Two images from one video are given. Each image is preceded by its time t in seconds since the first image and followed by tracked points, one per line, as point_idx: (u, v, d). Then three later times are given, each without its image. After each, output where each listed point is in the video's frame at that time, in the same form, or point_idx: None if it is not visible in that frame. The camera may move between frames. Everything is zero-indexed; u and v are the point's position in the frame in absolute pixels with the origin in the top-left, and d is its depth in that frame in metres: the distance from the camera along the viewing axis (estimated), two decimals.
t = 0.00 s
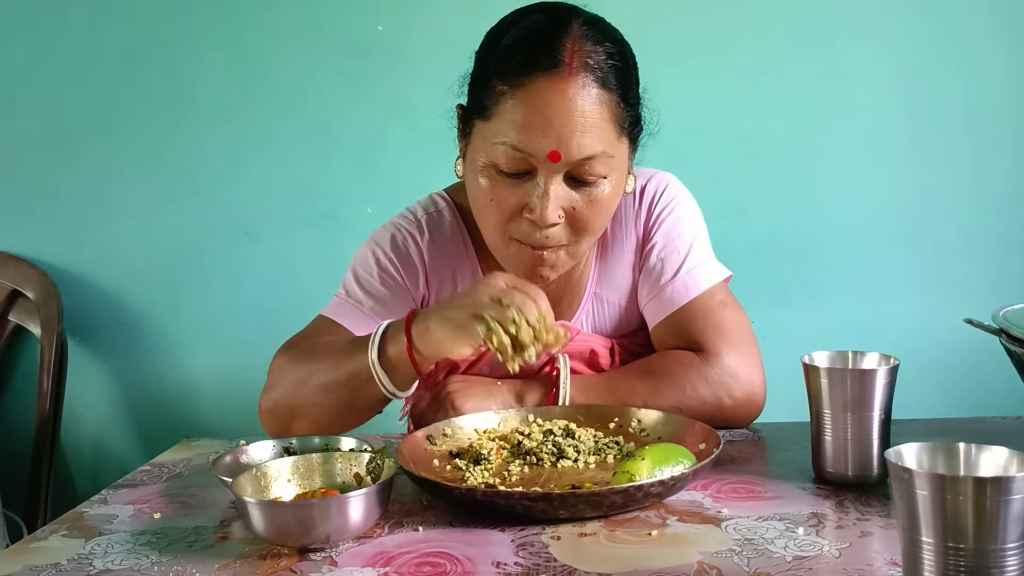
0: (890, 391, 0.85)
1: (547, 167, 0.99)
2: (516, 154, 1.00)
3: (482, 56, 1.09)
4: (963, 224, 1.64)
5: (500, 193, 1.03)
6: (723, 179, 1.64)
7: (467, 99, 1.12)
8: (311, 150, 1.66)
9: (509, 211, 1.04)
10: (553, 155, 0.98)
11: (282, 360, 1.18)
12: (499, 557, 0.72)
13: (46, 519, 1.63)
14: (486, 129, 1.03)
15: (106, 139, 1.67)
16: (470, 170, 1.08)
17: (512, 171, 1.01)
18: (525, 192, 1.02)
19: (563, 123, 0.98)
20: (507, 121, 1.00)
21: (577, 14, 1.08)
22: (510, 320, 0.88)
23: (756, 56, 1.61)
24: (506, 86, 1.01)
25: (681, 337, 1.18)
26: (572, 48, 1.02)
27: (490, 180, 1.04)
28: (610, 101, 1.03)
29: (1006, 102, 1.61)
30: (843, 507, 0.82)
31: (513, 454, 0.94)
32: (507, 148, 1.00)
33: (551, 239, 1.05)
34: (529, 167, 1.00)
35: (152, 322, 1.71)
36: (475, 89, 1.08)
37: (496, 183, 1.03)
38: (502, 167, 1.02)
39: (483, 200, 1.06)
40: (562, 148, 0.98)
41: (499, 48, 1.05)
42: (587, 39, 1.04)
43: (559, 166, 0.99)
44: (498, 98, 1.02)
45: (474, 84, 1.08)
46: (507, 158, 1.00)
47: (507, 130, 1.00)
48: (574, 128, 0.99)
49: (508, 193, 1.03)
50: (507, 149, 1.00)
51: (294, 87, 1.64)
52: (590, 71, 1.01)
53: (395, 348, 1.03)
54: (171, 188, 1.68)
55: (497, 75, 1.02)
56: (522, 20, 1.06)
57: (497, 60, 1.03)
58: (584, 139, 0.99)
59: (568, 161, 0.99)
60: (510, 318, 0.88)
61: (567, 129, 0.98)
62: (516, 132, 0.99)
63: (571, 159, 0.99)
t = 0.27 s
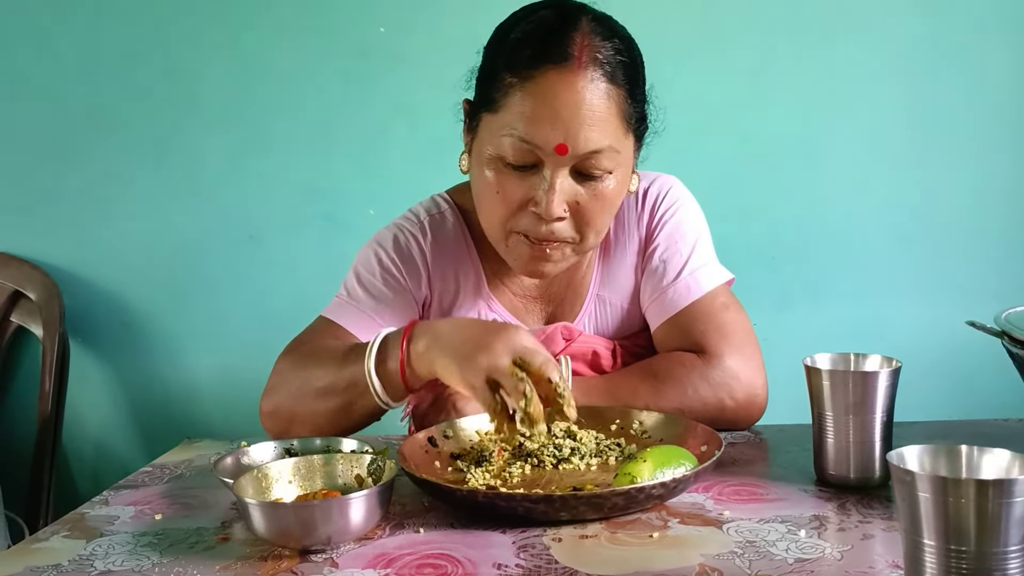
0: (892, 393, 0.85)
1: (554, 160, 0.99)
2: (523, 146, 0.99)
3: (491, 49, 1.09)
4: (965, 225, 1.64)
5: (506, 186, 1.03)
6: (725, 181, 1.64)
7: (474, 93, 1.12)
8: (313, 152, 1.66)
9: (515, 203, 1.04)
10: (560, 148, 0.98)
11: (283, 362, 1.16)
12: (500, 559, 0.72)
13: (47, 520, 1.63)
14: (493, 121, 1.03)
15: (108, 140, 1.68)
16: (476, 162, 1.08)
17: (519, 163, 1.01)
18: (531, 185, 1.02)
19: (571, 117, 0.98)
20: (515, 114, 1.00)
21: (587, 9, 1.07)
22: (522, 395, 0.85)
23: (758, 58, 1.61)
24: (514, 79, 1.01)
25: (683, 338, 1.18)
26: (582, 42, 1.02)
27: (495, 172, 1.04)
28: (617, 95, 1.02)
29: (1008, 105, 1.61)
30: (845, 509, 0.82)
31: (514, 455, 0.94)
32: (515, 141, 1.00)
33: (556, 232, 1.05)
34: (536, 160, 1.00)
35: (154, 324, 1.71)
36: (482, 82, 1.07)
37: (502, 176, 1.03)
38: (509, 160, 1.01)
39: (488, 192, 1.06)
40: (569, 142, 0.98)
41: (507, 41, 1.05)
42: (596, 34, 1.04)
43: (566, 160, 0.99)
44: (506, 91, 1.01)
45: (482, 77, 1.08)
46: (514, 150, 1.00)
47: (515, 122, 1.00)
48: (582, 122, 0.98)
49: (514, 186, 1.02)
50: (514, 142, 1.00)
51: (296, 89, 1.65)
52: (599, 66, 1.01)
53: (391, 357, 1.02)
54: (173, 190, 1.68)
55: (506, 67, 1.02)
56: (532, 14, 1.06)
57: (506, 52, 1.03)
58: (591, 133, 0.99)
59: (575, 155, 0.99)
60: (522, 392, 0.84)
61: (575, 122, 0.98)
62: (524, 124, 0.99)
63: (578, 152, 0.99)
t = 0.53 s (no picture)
0: (897, 395, 0.85)
1: (572, 151, 0.99)
2: (542, 136, 1.00)
3: (511, 41, 1.09)
4: (969, 228, 1.63)
5: (522, 177, 1.03)
6: (728, 183, 1.64)
7: (492, 83, 1.12)
8: (316, 154, 1.66)
9: (531, 195, 1.04)
10: (579, 139, 0.99)
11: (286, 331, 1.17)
12: (504, 562, 0.72)
13: (50, 522, 1.63)
14: (512, 111, 1.03)
15: (112, 142, 1.68)
16: (492, 152, 1.08)
17: (537, 154, 1.01)
18: (548, 175, 1.02)
19: (592, 109, 0.98)
20: (536, 104, 1.00)
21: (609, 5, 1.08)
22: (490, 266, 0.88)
23: (761, 60, 1.60)
24: (536, 69, 1.01)
25: (687, 340, 1.18)
26: (603, 36, 1.02)
27: (512, 162, 1.04)
28: (637, 91, 1.03)
29: (1012, 107, 1.60)
30: (849, 512, 0.82)
31: (517, 458, 0.94)
32: (534, 130, 1.00)
33: (571, 224, 1.05)
34: (555, 151, 1.00)
35: (156, 325, 1.71)
36: (502, 72, 1.07)
37: (519, 166, 1.03)
38: (527, 150, 1.02)
39: (503, 183, 1.06)
40: (589, 133, 0.98)
41: (529, 32, 1.05)
42: (618, 29, 1.04)
43: (584, 151, 0.99)
44: (527, 81, 1.02)
45: (502, 67, 1.08)
46: (533, 140, 1.01)
47: (535, 113, 1.00)
48: (602, 114, 0.99)
49: (531, 176, 1.03)
50: (534, 132, 1.00)
51: (300, 91, 1.65)
52: (620, 60, 1.02)
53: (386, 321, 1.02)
54: (177, 191, 1.68)
55: (527, 58, 1.02)
56: (554, 7, 1.06)
57: (527, 43, 1.03)
58: (610, 126, 1.00)
59: (594, 147, 0.99)
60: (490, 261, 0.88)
61: (595, 114, 0.99)
62: (544, 114, 1.00)
63: (597, 144, 0.99)
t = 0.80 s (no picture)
0: (904, 397, 0.84)
1: (602, 138, 1.02)
2: (573, 122, 1.03)
3: (542, 32, 1.12)
4: (975, 229, 1.63)
5: (550, 164, 1.06)
6: (733, 184, 1.63)
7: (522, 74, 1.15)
8: (321, 154, 1.66)
9: (557, 182, 1.06)
10: (609, 126, 1.01)
11: (295, 307, 1.13)
12: (510, 563, 0.72)
13: (55, 522, 1.64)
14: (542, 99, 1.06)
15: (118, 143, 1.68)
16: (520, 140, 1.10)
17: (567, 141, 1.04)
18: (577, 162, 1.04)
19: (623, 97, 1.02)
20: (568, 90, 1.03)
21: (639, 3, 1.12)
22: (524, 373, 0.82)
23: (766, 61, 1.60)
24: (569, 57, 1.04)
25: (695, 341, 1.18)
26: (635, 28, 1.06)
27: (540, 149, 1.06)
28: (665, 82, 1.07)
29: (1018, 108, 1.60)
30: (856, 514, 0.82)
31: (523, 458, 0.94)
32: (565, 116, 1.03)
33: (595, 213, 1.07)
34: (584, 137, 1.03)
35: (162, 326, 1.71)
36: (533, 61, 1.10)
37: (547, 153, 1.06)
38: (557, 136, 1.05)
39: (530, 170, 1.08)
40: (619, 121, 1.01)
41: (562, 23, 1.08)
42: (648, 24, 1.08)
43: (614, 138, 1.02)
44: (559, 68, 1.05)
45: (533, 56, 1.11)
46: (564, 126, 1.03)
47: (567, 100, 1.03)
48: (632, 102, 1.02)
49: (559, 162, 1.05)
50: (565, 118, 1.03)
51: (305, 92, 1.65)
52: (651, 52, 1.05)
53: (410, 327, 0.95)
54: (182, 192, 1.68)
55: (560, 46, 1.06)
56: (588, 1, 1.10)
57: (559, 33, 1.07)
58: (639, 115, 1.03)
59: (622, 135, 1.02)
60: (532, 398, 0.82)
61: (626, 102, 1.02)
62: (576, 101, 1.03)
63: (627, 132, 1.02)
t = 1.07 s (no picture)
0: (909, 397, 0.84)
1: (624, 121, 1.07)
2: (596, 105, 1.08)
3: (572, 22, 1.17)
4: (979, 229, 1.62)
5: (573, 146, 1.10)
6: (737, 183, 1.63)
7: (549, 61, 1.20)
8: (324, 154, 1.66)
9: (580, 164, 1.11)
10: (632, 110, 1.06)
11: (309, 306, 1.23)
12: (513, 563, 0.72)
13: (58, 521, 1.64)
14: (569, 83, 1.12)
15: (121, 143, 1.68)
16: (543, 123, 1.15)
17: (590, 124, 1.09)
18: (599, 145, 1.09)
19: (645, 82, 1.06)
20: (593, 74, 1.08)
21: None
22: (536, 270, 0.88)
23: (770, 60, 1.60)
24: (596, 42, 1.10)
25: (701, 340, 1.17)
26: (661, 18, 1.10)
27: (565, 131, 1.11)
28: (688, 71, 1.11)
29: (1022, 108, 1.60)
30: (860, 515, 0.81)
31: (525, 458, 0.93)
32: (589, 100, 1.08)
33: (615, 194, 1.12)
34: (607, 121, 1.08)
35: (165, 325, 1.72)
36: (561, 47, 1.16)
37: (570, 136, 1.11)
38: (580, 119, 1.10)
39: (553, 152, 1.13)
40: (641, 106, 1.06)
41: (590, 11, 1.14)
42: (673, 15, 1.12)
43: (636, 122, 1.07)
44: (586, 53, 1.10)
45: (561, 42, 1.16)
46: (588, 110, 1.09)
47: (592, 84, 1.09)
48: (654, 88, 1.07)
49: (581, 144, 1.10)
50: (590, 102, 1.08)
51: (308, 92, 1.65)
52: (675, 42, 1.09)
53: (422, 322, 1.02)
54: (186, 192, 1.68)
55: (588, 33, 1.11)
56: None
57: (588, 21, 1.12)
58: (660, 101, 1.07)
59: (644, 120, 1.07)
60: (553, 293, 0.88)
61: (648, 88, 1.07)
62: (601, 85, 1.08)
63: (649, 116, 1.07)
